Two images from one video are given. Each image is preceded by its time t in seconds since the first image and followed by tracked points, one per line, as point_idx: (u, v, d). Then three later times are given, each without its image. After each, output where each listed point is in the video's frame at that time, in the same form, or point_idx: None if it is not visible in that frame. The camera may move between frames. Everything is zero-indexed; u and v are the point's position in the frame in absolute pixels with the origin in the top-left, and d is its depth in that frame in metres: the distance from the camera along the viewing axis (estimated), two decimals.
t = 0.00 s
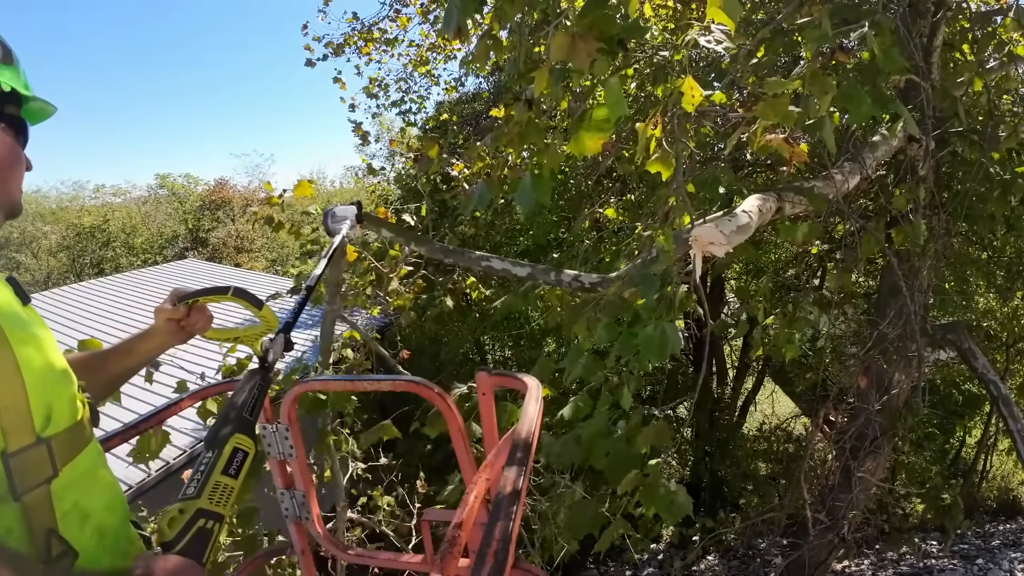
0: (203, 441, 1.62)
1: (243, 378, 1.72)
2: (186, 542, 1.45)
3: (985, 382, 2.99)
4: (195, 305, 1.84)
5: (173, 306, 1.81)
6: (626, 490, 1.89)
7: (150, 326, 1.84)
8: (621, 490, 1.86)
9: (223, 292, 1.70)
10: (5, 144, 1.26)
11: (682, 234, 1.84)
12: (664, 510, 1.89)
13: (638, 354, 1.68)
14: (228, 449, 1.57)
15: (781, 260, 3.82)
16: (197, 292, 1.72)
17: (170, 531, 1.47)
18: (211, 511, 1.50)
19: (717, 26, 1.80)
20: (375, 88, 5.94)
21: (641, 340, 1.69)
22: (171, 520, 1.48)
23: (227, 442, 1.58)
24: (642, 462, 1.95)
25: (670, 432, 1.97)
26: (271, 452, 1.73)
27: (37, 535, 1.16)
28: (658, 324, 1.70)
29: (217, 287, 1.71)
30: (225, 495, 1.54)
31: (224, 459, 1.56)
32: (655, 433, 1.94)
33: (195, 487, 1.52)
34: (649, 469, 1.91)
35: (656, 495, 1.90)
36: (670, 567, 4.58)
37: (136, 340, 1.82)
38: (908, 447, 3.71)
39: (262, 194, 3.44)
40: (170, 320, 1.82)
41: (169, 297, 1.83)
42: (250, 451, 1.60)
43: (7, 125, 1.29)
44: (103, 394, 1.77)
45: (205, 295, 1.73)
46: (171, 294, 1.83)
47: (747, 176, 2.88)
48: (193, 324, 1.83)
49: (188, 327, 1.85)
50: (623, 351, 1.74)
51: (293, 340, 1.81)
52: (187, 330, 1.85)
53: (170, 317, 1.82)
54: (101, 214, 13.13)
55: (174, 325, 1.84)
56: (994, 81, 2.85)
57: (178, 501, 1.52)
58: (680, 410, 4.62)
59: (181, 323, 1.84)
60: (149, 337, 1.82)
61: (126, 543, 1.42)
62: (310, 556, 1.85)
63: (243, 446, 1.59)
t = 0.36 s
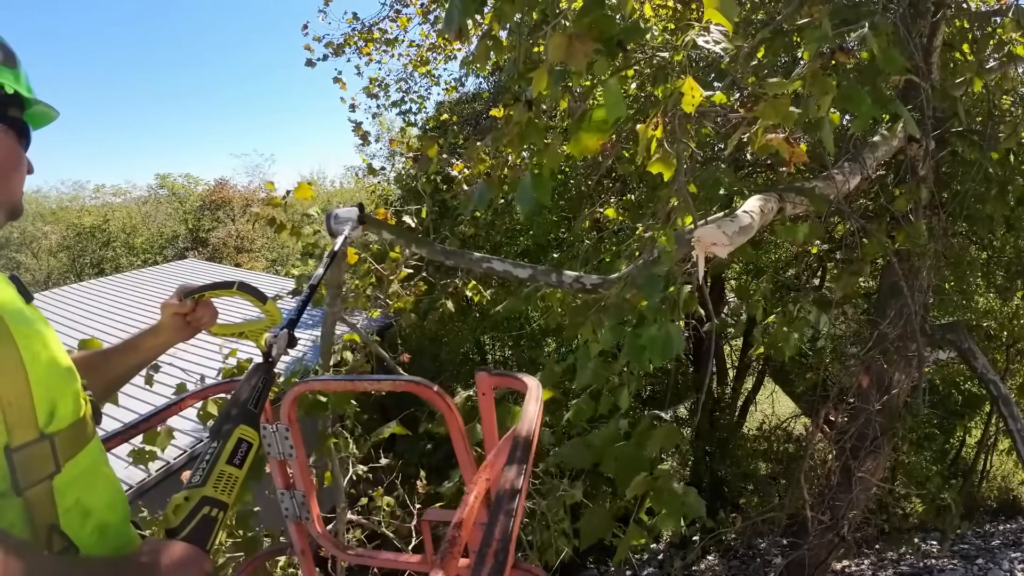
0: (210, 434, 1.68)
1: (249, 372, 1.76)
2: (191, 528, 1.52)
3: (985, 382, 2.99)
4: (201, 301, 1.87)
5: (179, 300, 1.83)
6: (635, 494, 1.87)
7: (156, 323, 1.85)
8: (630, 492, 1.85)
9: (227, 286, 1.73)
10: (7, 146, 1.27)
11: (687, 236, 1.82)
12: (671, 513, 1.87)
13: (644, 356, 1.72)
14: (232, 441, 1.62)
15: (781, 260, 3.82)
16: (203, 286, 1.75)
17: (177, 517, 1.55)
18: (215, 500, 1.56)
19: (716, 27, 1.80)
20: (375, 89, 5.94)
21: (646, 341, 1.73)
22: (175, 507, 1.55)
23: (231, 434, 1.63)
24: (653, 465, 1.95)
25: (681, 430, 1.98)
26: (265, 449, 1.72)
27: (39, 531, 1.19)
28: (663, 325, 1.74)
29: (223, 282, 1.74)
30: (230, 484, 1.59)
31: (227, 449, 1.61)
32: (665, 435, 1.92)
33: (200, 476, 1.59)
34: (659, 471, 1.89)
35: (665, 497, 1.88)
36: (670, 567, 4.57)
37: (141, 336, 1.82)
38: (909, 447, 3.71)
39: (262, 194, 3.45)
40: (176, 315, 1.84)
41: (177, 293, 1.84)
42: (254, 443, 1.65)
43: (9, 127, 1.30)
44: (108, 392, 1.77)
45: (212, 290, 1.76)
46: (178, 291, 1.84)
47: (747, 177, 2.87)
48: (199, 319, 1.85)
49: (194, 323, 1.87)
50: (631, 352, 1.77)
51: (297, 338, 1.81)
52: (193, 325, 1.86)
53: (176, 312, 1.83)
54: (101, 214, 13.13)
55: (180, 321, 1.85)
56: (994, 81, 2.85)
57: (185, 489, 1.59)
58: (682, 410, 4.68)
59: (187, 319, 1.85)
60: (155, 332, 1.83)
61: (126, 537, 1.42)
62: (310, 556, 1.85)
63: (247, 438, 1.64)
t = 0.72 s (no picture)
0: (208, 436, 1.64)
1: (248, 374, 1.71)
2: (188, 532, 1.49)
3: (985, 382, 2.99)
4: (201, 304, 1.87)
5: (180, 303, 1.83)
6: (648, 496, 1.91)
7: (156, 326, 1.85)
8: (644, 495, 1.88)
9: (226, 289, 1.73)
10: (9, 149, 1.28)
11: (688, 238, 1.83)
12: (688, 514, 1.92)
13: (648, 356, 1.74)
14: (231, 444, 1.59)
15: (781, 260, 3.82)
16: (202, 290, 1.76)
17: (172, 518, 1.50)
18: (213, 502, 1.53)
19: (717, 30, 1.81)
20: (375, 89, 5.94)
21: (649, 342, 1.75)
22: (173, 509, 1.50)
23: (231, 436, 1.59)
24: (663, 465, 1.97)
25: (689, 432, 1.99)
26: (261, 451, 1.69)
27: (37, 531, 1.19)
28: (666, 325, 1.75)
29: (221, 286, 1.74)
30: (228, 487, 1.56)
31: (226, 452, 1.58)
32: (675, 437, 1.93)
33: (198, 478, 1.55)
34: (670, 472, 1.92)
35: (677, 496, 1.92)
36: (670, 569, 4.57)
37: (142, 338, 1.83)
38: (909, 447, 3.71)
39: (262, 194, 3.45)
40: (176, 319, 1.83)
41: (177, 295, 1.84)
42: (253, 446, 1.62)
43: (11, 130, 1.30)
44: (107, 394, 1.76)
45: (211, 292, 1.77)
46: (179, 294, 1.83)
47: (747, 177, 2.87)
48: (198, 322, 1.85)
49: (194, 327, 1.87)
50: (636, 355, 1.77)
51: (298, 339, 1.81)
52: (193, 328, 1.86)
53: (176, 315, 1.83)
54: (101, 214, 13.13)
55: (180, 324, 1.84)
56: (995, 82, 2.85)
57: (182, 492, 1.55)
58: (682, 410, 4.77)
59: (187, 322, 1.85)
60: (155, 335, 1.83)
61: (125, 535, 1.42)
62: (310, 556, 1.85)
63: (246, 440, 1.61)
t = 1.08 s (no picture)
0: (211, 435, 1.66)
1: (252, 376, 1.74)
2: (194, 520, 1.44)
3: (985, 382, 2.99)
4: (205, 305, 1.86)
5: (183, 304, 1.83)
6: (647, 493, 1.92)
7: (160, 326, 1.84)
8: (640, 493, 1.88)
9: (229, 288, 1.71)
10: (12, 149, 1.27)
11: (689, 237, 1.82)
12: (686, 514, 1.91)
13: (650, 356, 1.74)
14: (234, 437, 1.59)
15: (781, 260, 3.82)
16: (206, 290, 1.76)
17: (180, 512, 1.47)
18: (217, 493, 1.50)
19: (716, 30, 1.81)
20: (375, 89, 5.93)
21: (652, 342, 1.75)
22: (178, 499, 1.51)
23: (234, 430, 1.61)
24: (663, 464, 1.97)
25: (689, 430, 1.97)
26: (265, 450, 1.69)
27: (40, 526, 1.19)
28: (668, 325, 1.75)
29: (224, 285, 1.72)
30: (231, 478, 1.54)
31: (230, 445, 1.58)
32: (675, 438, 1.92)
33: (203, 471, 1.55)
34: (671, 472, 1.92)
35: (678, 496, 1.92)
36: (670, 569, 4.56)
37: (146, 339, 1.81)
38: (909, 448, 3.70)
39: (262, 194, 3.45)
40: (181, 319, 1.83)
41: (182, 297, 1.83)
42: (256, 440, 1.62)
43: (15, 132, 1.30)
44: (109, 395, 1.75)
45: (215, 292, 1.76)
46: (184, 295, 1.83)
47: (747, 177, 2.87)
48: (203, 323, 1.85)
49: (198, 328, 1.86)
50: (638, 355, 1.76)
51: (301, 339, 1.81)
52: (198, 329, 1.86)
53: (180, 315, 1.83)
54: (101, 214, 13.14)
55: (185, 325, 1.84)
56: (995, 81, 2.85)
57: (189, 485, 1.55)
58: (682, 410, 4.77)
59: (192, 323, 1.85)
60: (157, 336, 1.82)
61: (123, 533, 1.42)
62: (311, 557, 1.85)
63: (249, 434, 1.62)
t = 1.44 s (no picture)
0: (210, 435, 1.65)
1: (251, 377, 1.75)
2: (191, 517, 1.43)
3: (985, 382, 2.99)
4: (199, 306, 1.82)
5: (177, 306, 1.79)
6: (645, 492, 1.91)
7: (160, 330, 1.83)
8: (638, 493, 1.88)
9: (220, 287, 1.69)
10: (10, 150, 1.27)
11: (689, 237, 1.81)
12: (683, 514, 1.91)
13: (648, 356, 1.74)
14: (233, 435, 1.58)
15: (781, 260, 3.82)
16: (198, 291, 1.73)
17: (177, 510, 1.46)
18: (216, 491, 1.48)
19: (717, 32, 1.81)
20: (375, 89, 5.93)
21: (649, 341, 1.74)
22: (175, 497, 1.47)
23: (233, 428, 1.59)
24: (661, 464, 1.97)
25: (685, 430, 1.97)
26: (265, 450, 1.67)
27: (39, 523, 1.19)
28: (666, 325, 1.75)
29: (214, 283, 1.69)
30: (230, 476, 1.53)
31: (229, 443, 1.56)
32: (674, 438, 1.92)
33: (201, 469, 1.53)
34: (669, 471, 1.92)
35: (676, 496, 1.92)
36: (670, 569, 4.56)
37: (146, 342, 1.80)
38: (909, 448, 3.70)
39: (262, 194, 3.45)
40: (177, 322, 1.80)
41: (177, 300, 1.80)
42: (256, 438, 1.61)
43: (14, 134, 1.30)
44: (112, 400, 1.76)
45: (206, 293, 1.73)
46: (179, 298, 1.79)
47: (747, 176, 2.87)
48: (200, 325, 1.82)
49: (196, 330, 1.83)
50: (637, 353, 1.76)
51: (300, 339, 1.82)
52: (195, 332, 1.83)
53: (176, 318, 1.80)
54: (101, 214, 13.13)
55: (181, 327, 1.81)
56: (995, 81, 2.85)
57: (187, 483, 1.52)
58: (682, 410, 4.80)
59: (189, 325, 1.82)
60: (155, 341, 1.80)
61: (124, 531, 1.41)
62: (310, 555, 1.85)
63: (248, 432, 1.60)
